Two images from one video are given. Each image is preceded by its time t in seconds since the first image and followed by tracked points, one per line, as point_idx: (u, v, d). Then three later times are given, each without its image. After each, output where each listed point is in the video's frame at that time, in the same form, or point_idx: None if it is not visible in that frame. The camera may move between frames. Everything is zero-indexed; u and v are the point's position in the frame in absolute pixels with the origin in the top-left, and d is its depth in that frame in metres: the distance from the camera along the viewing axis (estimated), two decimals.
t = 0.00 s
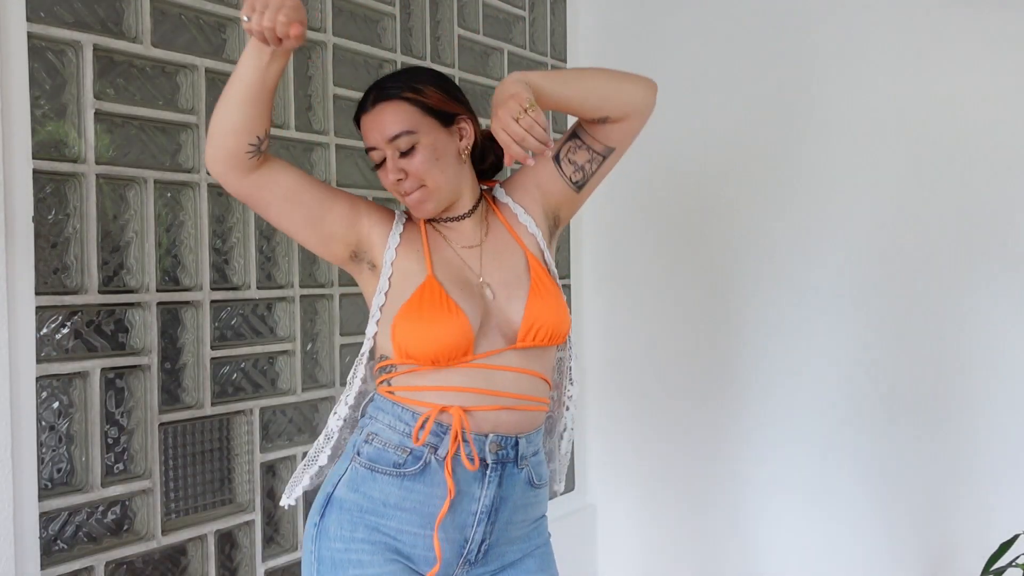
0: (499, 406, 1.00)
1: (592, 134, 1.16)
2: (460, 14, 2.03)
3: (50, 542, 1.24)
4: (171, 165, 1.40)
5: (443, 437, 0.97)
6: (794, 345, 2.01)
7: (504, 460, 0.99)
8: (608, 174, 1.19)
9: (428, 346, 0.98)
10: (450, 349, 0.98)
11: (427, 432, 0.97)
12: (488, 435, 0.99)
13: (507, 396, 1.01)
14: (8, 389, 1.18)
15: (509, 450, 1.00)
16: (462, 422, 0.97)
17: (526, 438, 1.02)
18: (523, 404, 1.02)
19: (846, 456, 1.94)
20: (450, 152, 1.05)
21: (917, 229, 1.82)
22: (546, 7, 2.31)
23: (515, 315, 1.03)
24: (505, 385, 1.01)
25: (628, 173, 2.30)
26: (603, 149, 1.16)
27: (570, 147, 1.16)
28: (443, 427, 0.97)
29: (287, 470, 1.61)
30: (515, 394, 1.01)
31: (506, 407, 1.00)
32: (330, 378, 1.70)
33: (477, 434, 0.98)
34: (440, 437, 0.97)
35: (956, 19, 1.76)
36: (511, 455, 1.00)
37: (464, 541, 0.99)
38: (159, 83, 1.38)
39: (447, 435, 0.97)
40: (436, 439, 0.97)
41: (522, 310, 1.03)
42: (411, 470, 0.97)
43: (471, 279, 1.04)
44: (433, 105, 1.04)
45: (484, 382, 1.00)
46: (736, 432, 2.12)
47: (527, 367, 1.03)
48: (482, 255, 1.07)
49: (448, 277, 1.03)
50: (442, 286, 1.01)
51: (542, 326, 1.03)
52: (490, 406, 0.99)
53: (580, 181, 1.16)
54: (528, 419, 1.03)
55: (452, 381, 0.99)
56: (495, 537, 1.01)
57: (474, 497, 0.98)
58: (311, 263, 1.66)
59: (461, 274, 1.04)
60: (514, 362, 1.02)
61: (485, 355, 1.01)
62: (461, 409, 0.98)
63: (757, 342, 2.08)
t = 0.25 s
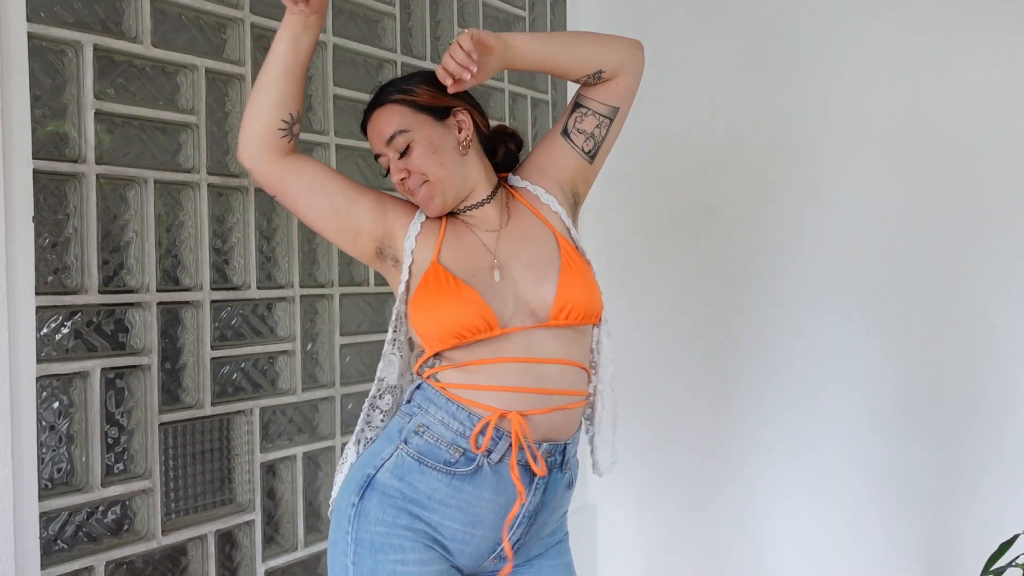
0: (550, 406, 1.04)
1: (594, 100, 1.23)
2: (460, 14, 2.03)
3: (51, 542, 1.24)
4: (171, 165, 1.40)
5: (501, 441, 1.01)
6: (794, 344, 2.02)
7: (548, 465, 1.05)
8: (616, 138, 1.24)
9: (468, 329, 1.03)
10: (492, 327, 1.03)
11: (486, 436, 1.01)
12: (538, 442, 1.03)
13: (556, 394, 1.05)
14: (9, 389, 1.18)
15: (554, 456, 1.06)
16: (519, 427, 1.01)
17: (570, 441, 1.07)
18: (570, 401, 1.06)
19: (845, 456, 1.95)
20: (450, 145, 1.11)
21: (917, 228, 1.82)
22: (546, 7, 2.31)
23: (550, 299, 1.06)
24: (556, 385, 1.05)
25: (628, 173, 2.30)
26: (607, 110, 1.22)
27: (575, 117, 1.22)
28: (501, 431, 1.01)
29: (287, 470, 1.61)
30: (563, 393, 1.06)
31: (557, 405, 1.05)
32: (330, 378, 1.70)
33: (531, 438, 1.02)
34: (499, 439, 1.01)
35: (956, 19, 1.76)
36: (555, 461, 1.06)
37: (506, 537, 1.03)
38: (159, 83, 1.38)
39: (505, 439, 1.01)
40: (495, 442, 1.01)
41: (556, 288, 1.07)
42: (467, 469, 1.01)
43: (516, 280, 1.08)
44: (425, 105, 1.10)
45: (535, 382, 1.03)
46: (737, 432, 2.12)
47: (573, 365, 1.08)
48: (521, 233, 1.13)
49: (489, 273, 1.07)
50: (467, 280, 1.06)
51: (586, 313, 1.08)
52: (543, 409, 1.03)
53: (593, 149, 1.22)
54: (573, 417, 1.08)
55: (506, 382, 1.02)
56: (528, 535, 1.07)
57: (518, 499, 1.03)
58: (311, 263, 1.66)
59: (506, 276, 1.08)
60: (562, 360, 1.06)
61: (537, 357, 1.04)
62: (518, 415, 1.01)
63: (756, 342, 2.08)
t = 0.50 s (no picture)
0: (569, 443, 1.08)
1: (649, 159, 1.32)
2: (460, 14, 2.03)
3: (51, 542, 1.24)
4: (171, 165, 1.40)
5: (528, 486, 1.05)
6: (794, 344, 2.01)
7: (569, 497, 1.10)
8: (660, 198, 1.33)
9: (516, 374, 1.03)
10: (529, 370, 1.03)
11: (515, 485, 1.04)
12: (559, 478, 1.08)
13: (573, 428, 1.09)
14: (8, 389, 1.18)
15: (574, 487, 1.10)
16: (543, 471, 1.05)
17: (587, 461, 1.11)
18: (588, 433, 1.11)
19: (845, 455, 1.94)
20: (486, 159, 1.19)
21: (918, 228, 1.82)
22: (546, 7, 2.32)
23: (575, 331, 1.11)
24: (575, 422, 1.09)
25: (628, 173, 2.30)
26: (657, 170, 1.31)
27: (627, 170, 1.32)
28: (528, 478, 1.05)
29: (287, 470, 1.61)
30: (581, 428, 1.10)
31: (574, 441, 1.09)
32: (330, 378, 1.70)
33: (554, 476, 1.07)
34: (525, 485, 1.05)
35: (956, 19, 1.76)
36: (575, 491, 1.11)
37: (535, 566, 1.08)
38: (159, 83, 1.38)
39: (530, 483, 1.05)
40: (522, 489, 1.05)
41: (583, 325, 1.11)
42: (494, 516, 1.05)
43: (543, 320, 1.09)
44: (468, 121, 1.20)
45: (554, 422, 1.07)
46: (737, 432, 2.11)
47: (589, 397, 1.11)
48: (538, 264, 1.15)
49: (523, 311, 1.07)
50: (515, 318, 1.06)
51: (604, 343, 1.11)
52: (563, 449, 1.07)
53: (634, 205, 1.31)
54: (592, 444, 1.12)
55: (530, 427, 1.05)
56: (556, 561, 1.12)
57: (543, 532, 1.08)
58: (311, 263, 1.66)
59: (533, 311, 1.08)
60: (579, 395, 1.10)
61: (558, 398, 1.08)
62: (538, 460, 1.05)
63: (756, 341, 2.08)
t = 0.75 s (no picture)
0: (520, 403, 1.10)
1: (642, 210, 1.37)
2: (460, 14, 2.03)
3: (51, 542, 1.24)
4: (171, 165, 1.40)
5: (466, 443, 1.07)
6: (793, 345, 2.02)
7: (535, 449, 1.09)
8: (638, 251, 1.37)
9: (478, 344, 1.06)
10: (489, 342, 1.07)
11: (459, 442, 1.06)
12: (512, 430, 1.08)
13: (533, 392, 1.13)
14: (9, 390, 1.18)
15: (538, 439, 1.10)
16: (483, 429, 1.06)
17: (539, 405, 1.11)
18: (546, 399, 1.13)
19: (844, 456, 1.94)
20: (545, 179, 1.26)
21: (917, 228, 1.82)
22: (546, 7, 2.32)
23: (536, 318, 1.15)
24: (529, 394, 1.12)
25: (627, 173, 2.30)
26: (647, 227, 1.36)
27: (619, 211, 1.36)
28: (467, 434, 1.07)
29: (287, 470, 1.61)
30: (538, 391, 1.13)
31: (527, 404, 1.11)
32: (330, 378, 1.70)
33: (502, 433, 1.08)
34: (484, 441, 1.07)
35: (957, 19, 1.76)
36: (541, 443, 1.10)
37: (525, 530, 1.07)
38: (159, 83, 1.38)
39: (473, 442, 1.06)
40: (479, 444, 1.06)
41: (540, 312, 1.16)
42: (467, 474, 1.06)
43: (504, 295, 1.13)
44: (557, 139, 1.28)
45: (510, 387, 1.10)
46: (737, 432, 2.11)
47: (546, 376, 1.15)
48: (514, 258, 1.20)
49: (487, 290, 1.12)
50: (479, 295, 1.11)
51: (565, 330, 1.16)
52: (508, 404, 1.09)
53: (613, 245, 1.35)
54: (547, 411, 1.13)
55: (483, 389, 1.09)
56: (550, 524, 1.09)
57: (517, 491, 1.07)
58: (311, 263, 1.66)
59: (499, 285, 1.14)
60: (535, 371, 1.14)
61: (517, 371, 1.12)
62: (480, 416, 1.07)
63: (755, 341, 2.08)
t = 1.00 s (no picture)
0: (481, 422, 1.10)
1: (616, 171, 1.38)
2: (460, 13, 2.03)
3: (51, 542, 1.24)
4: (171, 165, 1.40)
5: (432, 459, 1.08)
6: (794, 344, 2.01)
7: (498, 470, 1.09)
8: (625, 211, 1.37)
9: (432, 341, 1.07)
10: (443, 339, 1.07)
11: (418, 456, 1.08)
12: (474, 451, 1.09)
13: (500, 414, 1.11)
14: (9, 390, 1.18)
15: (504, 459, 1.10)
16: (447, 446, 1.07)
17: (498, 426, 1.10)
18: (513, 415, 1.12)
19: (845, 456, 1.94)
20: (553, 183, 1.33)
21: (918, 228, 1.82)
22: (546, 7, 2.32)
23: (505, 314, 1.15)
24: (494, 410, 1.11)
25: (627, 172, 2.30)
26: (623, 180, 1.37)
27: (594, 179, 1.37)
28: (431, 451, 1.08)
29: (287, 470, 1.61)
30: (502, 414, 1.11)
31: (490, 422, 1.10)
32: (330, 378, 1.70)
33: (465, 453, 1.08)
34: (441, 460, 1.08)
35: (958, 18, 1.75)
36: (507, 464, 1.10)
37: (485, 545, 1.09)
38: (159, 83, 1.38)
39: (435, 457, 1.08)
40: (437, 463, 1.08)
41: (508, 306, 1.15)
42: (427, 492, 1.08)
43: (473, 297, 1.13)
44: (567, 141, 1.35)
45: (474, 398, 1.10)
46: (738, 432, 2.11)
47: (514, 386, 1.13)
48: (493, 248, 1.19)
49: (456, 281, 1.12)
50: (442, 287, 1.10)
51: (537, 324, 1.15)
52: (470, 422, 1.09)
53: (599, 211, 1.35)
54: (511, 432, 1.12)
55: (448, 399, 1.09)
56: (512, 538, 1.11)
57: (476, 509, 1.09)
58: (311, 263, 1.66)
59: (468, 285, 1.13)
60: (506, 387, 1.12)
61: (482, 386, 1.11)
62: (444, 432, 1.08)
63: (755, 341, 2.07)
